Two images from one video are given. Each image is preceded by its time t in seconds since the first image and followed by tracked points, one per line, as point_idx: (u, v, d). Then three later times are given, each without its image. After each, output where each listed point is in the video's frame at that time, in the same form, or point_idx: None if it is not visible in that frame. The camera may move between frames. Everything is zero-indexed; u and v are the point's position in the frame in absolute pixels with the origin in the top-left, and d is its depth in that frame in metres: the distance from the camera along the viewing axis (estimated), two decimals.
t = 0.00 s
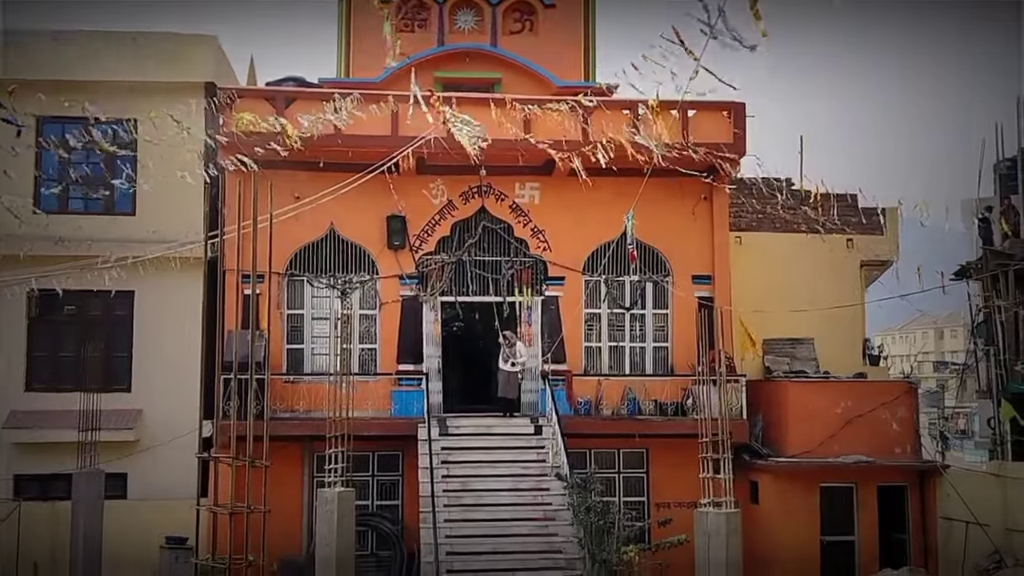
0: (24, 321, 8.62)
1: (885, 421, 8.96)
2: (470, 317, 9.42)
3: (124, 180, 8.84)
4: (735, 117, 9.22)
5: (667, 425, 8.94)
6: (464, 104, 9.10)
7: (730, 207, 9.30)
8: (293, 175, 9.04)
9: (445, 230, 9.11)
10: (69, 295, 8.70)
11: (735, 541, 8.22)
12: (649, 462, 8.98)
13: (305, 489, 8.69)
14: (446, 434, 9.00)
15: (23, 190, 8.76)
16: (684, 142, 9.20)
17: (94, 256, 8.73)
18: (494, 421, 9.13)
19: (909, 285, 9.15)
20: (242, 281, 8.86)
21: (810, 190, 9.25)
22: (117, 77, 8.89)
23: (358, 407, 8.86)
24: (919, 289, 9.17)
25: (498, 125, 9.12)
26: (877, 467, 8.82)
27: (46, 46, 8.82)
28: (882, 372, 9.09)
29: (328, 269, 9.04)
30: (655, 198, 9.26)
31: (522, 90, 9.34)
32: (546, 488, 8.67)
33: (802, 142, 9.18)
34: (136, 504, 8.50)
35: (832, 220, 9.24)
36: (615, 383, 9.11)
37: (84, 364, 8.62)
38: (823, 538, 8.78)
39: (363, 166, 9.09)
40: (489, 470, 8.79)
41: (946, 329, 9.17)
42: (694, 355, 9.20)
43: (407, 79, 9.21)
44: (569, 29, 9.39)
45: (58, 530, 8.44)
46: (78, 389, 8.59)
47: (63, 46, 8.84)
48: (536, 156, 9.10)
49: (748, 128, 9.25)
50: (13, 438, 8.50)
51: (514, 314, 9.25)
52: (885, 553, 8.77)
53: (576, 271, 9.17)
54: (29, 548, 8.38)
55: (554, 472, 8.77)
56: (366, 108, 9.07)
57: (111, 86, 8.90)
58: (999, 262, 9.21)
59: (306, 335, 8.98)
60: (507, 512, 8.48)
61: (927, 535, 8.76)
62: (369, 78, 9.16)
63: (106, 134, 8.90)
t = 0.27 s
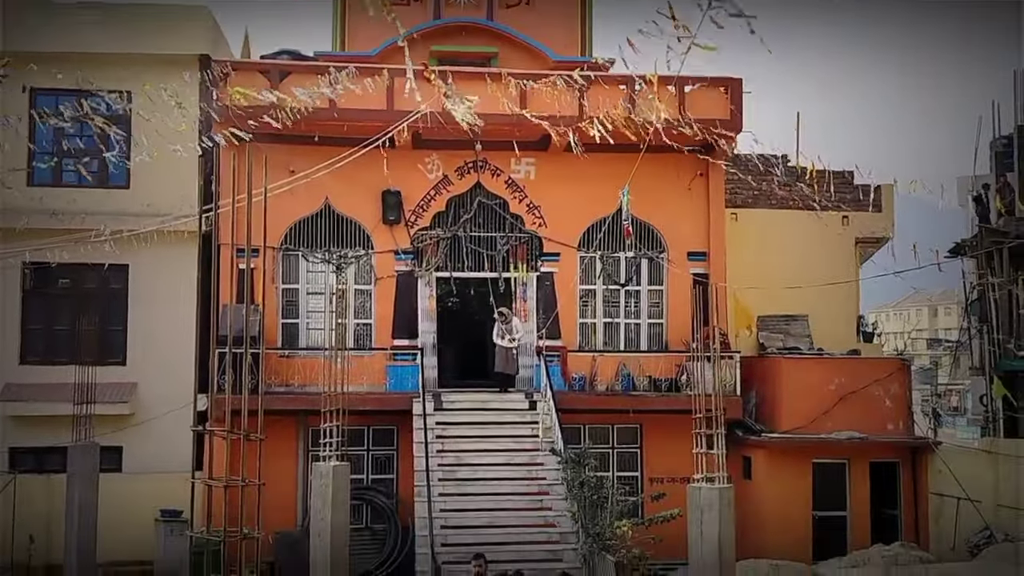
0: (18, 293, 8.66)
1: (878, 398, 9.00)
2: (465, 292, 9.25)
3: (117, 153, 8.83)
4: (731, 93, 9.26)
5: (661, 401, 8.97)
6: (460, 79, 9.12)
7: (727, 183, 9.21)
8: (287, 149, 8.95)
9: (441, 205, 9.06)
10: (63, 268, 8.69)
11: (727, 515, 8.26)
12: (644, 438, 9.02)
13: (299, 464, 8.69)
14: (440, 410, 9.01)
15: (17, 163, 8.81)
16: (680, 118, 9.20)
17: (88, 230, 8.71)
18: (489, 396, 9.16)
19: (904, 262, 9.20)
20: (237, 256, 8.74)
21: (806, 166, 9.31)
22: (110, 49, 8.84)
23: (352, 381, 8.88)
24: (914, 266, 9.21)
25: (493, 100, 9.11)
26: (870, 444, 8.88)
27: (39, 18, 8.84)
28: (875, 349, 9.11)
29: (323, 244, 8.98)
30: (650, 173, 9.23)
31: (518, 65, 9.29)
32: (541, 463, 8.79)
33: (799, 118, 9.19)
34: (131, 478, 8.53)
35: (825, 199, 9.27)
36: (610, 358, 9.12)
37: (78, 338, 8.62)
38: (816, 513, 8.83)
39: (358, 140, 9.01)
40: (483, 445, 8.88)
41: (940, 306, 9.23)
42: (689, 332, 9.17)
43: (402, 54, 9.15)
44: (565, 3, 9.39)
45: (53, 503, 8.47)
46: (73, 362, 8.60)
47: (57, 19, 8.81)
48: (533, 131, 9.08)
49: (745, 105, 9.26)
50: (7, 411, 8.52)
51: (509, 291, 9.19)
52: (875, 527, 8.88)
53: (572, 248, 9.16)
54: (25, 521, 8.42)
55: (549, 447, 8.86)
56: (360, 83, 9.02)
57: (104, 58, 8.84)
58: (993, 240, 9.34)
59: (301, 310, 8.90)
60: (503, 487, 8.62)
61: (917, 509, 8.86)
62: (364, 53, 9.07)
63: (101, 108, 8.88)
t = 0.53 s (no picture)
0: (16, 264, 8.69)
1: (876, 374, 9.04)
2: (464, 265, 9.10)
3: (115, 125, 8.81)
4: (732, 67, 9.24)
5: (659, 375, 9.03)
6: (461, 51, 9.09)
7: (727, 158, 9.18)
8: (285, 121, 8.89)
9: (439, 177, 9.02)
10: (61, 239, 8.69)
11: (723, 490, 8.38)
12: (640, 410, 9.02)
13: (298, 437, 8.66)
14: (438, 382, 9.00)
15: (14, 135, 8.80)
16: (681, 92, 9.18)
17: (85, 201, 8.71)
18: (487, 370, 9.14)
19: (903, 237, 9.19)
20: (235, 228, 8.74)
21: (806, 140, 9.32)
22: (107, 21, 8.83)
23: (350, 354, 8.87)
24: (912, 241, 9.19)
25: (492, 74, 9.10)
26: (866, 418, 8.96)
27: None
28: (872, 324, 9.11)
29: (321, 216, 8.91)
30: (649, 146, 9.17)
31: (518, 36, 9.18)
32: (540, 436, 8.86)
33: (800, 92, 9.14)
34: (129, 448, 8.55)
35: (824, 173, 9.26)
36: (608, 332, 9.11)
37: (77, 309, 8.64)
38: (812, 486, 8.89)
39: (355, 112, 8.95)
40: (481, 417, 8.94)
41: (938, 281, 9.24)
42: (687, 306, 9.15)
43: (399, 25, 9.07)
44: None
45: (52, 474, 8.50)
46: (72, 333, 8.63)
47: None
48: (533, 104, 9.09)
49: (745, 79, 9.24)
50: (7, 381, 8.57)
51: (508, 265, 9.15)
52: (871, 501, 8.93)
53: (571, 222, 9.15)
54: (24, 492, 8.47)
55: (547, 420, 8.94)
56: (358, 54, 8.97)
57: (101, 30, 8.84)
58: (993, 215, 9.32)
59: (300, 283, 8.86)
60: (500, 458, 8.75)
61: (913, 482, 8.95)
62: (363, 24, 9.04)
63: (97, 79, 8.85)
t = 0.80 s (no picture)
0: (15, 238, 8.65)
1: (875, 348, 9.08)
2: (463, 240, 9.07)
3: (113, 97, 8.73)
4: (733, 40, 9.14)
5: (659, 349, 9.04)
6: (461, 24, 9.04)
7: (728, 132, 9.15)
8: (284, 95, 8.87)
9: (439, 151, 8.99)
10: (60, 213, 8.67)
11: (722, 464, 8.59)
12: (639, 384, 9.04)
13: (299, 409, 8.72)
14: (438, 356, 9.01)
15: (11, 109, 8.71)
16: (682, 65, 9.12)
17: (84, 174, 8.69)
18: (486, 345, 9.12)
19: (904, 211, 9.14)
20: (234, 202, 8.72)
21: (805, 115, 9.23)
22: None
23: (350, 328, 8.91)
24: (913, 215, 9.14)
25: (491, 46, 9.03)
26: (864, 392, 9.00)
27: None
28: (872, 298, 9.11)
29: (321, 190, 8.91)
30: (650, 120, 9.14)
31: (518, 9, 9.12)
32: (540, 410, 8.86)
33: (800, 65, 9.10)
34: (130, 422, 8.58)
35: (825, 146, 9.23)
36: (608, 306, 9.13)
37: (77, 283, 8.64)
38: (811, 460, 8.93)
39: (354, 85, 8.91)
40: (481, 391, 8.93)
41: (939, 256, 9.20)
42: (687, 280, 9.17)
43: None
44: None
45: (54, 447, 8.49)
46: (72, 307, 8.62)
47: None
48: (530, 80, 9.02)
49: (746, 52, 9.15)
50: (8, 355, 8.56)
51: (507, 239, 9.12)
52: (869, 474, 8.98)
53: (571, 195, 9.13)
54: (26, 465, 8.44)
55: (547, 394, 8.93)
56: (358, 27, 8.94)
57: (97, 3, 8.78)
58: (994, 189, 9.31)
59: (300, 257, 8.87)
60: (500, 432, 8.74)
61: (911, 456, 8.98)
62: None
63: (95, 52, 8.77)
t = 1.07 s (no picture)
0: (14, 217, 8.59)
1: (874, 328, 9.10)
2: (462, 220, 9.12)
3: (112, 75, 8.69)
4: (733, 19, 9.12)
5: (659, 329, 9.04)
6: (461, 3, 9.01)
7: (728, 112, 9.13)
8: (283, 73, 8.83)
9: (439, 131, 8.97)
10: (59, 192, 8.65)
11: (720, 445, 8.26)
12: (639, 364, 9.08)
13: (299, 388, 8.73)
14: (438, 337, 9.05)
15: (9, 87, 8.64)
16: (682, 43, 9.09)
17: (83, 152, 8.67)
18: (486, 325, 9.24)
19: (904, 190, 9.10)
20: (233, 181, 8.69)
21: (805, 96, 9.19)
22: None
23: (349, 308, 8.90)
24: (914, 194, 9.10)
25: (489, 23, 8.98)
26: (864, 372, 9.01)
27: None
28: (872, 279, 9.13)
29: (321, 169, 8.90)
30: (650, 99, 9.11)
31: None
32: (539, 390, 8.92)
33: (801, 44, 9.06)
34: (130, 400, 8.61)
35: (826, 126, 9.19)
36: (608, 287, 9.16)
37: (75, 262, 8.59)
38: (809, 440, 8.95)
39: (354, 63, 8.89)
40: (481, 370, 9.00)
41: (939, 237, 9.20)
42: (687, 260, 9.18)
43: None
44: None
45: (54, 425, 8.49)
46: (71, 286, 8.59)
47: None
48: (533, 57, 9.00)
49: (747, 31, 9.10)
50: (8, 334, 8.53)
51: (507, 219, 9.14)
52: (867, 453, 9.02)
53: (571, 175, 9.11)
54: (26, 443, 8.46)
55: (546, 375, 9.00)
56: (358, 5, 8.92)
57: None
58: (995, 169, 9.27)
59: (300, 237, 8.88)
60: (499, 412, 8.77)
61: (909, 437, 9.01)
62: None
63: (94, 30, 8.75)
